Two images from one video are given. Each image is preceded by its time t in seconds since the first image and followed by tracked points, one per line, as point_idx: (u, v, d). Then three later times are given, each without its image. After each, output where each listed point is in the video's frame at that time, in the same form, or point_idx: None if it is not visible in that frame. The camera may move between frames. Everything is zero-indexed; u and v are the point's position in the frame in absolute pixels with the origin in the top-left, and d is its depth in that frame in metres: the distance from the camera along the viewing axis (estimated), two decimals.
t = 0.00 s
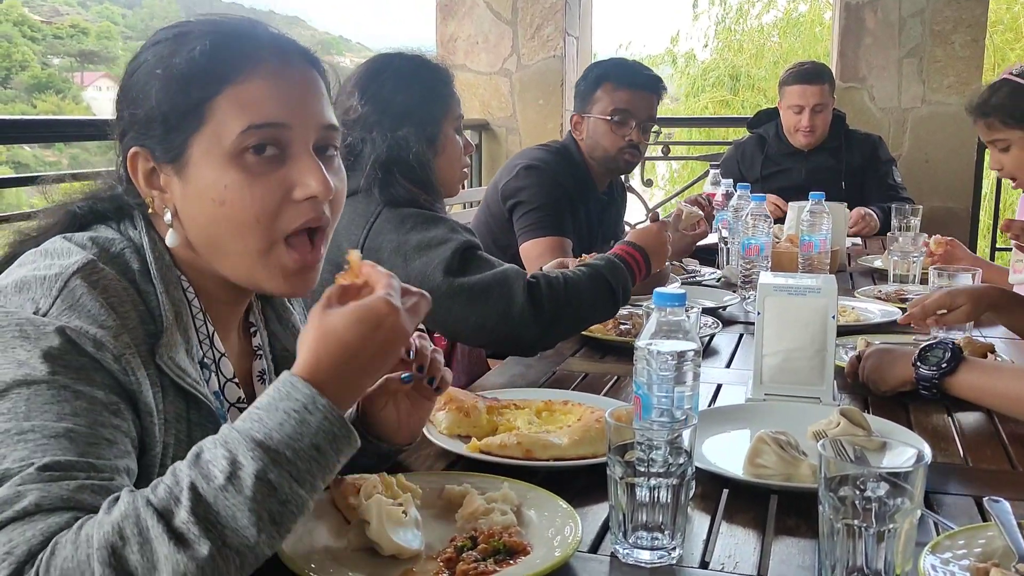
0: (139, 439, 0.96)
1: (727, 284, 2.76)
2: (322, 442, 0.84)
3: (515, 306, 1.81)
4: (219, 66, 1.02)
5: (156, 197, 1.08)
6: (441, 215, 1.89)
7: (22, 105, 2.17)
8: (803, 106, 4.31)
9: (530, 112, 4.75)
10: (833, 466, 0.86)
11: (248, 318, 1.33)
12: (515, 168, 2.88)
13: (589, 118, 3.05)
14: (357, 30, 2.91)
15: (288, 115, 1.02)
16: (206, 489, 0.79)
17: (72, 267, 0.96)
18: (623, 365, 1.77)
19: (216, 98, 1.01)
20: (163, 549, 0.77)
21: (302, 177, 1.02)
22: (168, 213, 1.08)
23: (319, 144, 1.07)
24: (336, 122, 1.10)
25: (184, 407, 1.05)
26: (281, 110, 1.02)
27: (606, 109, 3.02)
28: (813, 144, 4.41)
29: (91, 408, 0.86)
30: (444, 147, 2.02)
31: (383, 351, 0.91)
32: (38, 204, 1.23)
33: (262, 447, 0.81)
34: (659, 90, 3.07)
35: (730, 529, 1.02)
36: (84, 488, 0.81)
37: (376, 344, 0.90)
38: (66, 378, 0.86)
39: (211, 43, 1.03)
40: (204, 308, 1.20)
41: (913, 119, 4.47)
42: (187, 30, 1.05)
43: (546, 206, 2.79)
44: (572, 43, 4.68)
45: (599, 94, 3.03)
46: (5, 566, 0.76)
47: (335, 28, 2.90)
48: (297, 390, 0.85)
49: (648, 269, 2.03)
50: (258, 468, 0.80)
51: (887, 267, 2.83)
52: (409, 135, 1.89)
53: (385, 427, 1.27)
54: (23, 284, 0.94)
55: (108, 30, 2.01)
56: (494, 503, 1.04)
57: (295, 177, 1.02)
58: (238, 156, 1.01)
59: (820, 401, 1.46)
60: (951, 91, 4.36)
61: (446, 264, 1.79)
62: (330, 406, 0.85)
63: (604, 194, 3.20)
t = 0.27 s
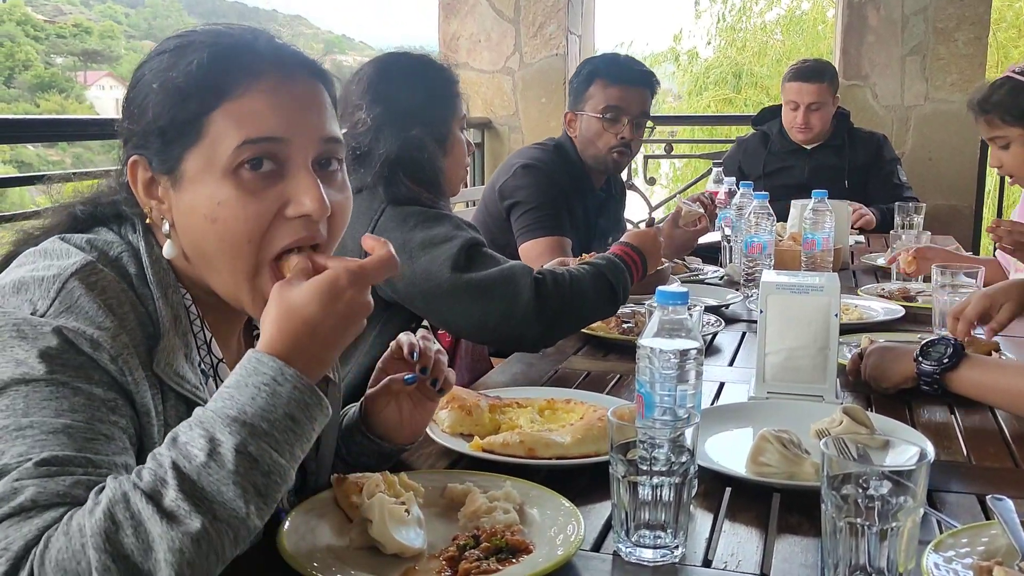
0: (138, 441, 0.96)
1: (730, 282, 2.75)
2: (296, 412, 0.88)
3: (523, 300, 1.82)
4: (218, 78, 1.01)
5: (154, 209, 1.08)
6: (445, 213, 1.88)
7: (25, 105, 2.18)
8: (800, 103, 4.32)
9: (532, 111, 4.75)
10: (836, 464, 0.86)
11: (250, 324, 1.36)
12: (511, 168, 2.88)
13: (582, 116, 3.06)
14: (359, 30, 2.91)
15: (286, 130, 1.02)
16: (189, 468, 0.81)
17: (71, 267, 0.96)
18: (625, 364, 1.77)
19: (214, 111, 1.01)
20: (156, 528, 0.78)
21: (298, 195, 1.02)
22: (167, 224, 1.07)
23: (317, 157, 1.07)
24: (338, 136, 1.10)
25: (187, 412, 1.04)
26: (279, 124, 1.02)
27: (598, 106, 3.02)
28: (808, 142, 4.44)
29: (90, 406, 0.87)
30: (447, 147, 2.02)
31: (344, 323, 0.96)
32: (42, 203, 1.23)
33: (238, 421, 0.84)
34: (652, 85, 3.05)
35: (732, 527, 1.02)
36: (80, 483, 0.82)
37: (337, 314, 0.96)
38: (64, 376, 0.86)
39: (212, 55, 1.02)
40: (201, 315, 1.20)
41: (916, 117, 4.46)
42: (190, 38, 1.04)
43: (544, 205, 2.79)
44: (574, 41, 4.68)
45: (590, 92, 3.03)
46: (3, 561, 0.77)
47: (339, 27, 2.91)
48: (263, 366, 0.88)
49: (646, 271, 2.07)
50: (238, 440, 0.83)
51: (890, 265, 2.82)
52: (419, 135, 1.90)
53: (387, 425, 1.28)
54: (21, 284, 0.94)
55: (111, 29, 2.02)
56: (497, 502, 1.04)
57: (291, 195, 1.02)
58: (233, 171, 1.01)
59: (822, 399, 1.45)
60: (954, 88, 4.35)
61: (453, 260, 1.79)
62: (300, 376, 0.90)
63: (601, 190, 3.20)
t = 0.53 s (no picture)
0: (136, 441, 0.96)
1: (732, 281, 2.75)
2: (285, 399, 0.88)
3: (529, 296, 1.82)
4: (213, 84, 1.01)
5: (148, 210, 1.07)
6: (451, 212, 1.89)
7: (28, 105, 2.19)
8: (794, 101, 4.34)
9: (535, 110, 4.74)
10: (839, 464, 0.86)
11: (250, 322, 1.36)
12: (512, 168, 2.88)
13: (582, 115, 3.06)
14: (362, 29, 2.91)
15: (279, 141, 1.01)
16: (182, 458, 0.81)
17: (66, 268, 0.96)
18: (628, 363, 1.77)
19: (207, 118, 1.00)
20: (153, 519, 0.78)
21: (290, 205, 1.01)
22: (160, 226, 1.07)
23: (312, 170, 1.05)
24: (336, 148, 1.09)
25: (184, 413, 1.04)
26: (275, 134, 1.01)
27: (597, 105, 3.02)
28: (803, 142, 4.45)
29: (87, 405, 0.87)
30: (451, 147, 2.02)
31: (338, 322, 0.95)
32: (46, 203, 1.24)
33: (229, 410, 0.84)
34: (651, 85, 3.06)
35: (735, 527, 1.02)
36: (79, 480, 0.82)
37: (329, 308, 0.95)
38: (61, 375, 0.87)
39: (208, 61, 1.02)
40: (199, 316, 1.20)
41: (918, 116, 4.46)
42: (189, 43, 1.04)
43: (544, 205, 2.79)
44: (577, 41, 4.68)
45: (589, 92, 3.04)
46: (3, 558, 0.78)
47: (341, 26, 2.91)
48: (250, 355, 0.89)
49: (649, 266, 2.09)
50: (229, 429, 0.83)
51: (892, 264, 2.82)
52: (426, 134, 1.91)
53: (390, 425, 1.28)
54: (16, 286, 0.94)
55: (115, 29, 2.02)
56: (500, 501, 1.04)
57: (283, 206, 1.01)
58: (225, 177, 1.00)
59: (825, 399, 1.45)
60: (957, 88, 4.35)
61: (460, 258, 1.79)
62: (287, 364, 0.90)
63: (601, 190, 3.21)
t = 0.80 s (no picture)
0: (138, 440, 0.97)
1: (734, 282, 2.75)
2: (305, 416, 0.87)
3: (528, 301, 1.82)
4: (218, 85, 1.01)
5: (149, 206, 1.08)
6: (455, 213, 1.90)
7: (31, 105, 2.19)
8: (792, 101, 4.39)
9: (537, 111, 4.74)
10: (842, 465, 0.86)
11: (249, 318, 1.34)
12: (513, 169, 2.88)
13: (585, 116, 3.05)
14: (363, 30, 2.90)
15: (284, 140, 1.02)
16: (197, 472, 0.82)
17: (68, 269, 0.96)
18: (629, 363, 1.77)
19: (213, 118, 1.01)
20: (162, 533, 0.79)
21: (297, 202, 1.02)
22: (160, 222, 1.08)
23: (316, 166, 1.06)
24: (339, 144, 1.09)
25: (185, 411, 1.05)
26: (280, 132, 1.02)
27: (600, 106, 3.01)
28: (800, 140, 4.46)
29: (91, 408, 0.88)
30: (453, 147, 2.02)
31: (361, 337, 0.93)
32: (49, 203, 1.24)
33: (249, 425, 0.84)
34: (655, 88, 3.05)
35: (738, 527, 1.02)
36: (85, 484, 0.83)
37: (354, 322, 0.93)
38: (64, 378, 0.87)
39: (212, 62, 1.02)
40: (199, 312, 1.20)
41: (920, 117, 4.46)
42: (191, 40, 1.04)
43: (546, 206, 2.79)
44: (579, 41, 4.68)
45: (592, 93, 3.03)
46: (9, 563, 0.78)
47: (343, 26, 2.91)
48: (274, 369, 0.88)
49: (650, 253, 2.05)
50: (247, 444, 0.83)
51: (894, 265, 2.82)
52: (428, 134, 1.91)
53: (393, 424, 1.27)
54: (17, 287, 0.94)
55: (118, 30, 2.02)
56: (503, 502, 1.04)
57: (290, 202, 1.02)
58: (231, 176, 1.01)
59: (827, 399, 1.45)
60: (958, 88, 4.35)
61: (461, 261, 1.81)
62: (310, 380, 0.89)
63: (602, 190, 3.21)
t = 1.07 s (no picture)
0: (136, 442, 0.97)
1: (735, 283, 2.75)
2: (310, 423, 0.87)
3: (529, 301, 1.82)
4: (220, 80, 1.02)
5: (146, 203, 1.08)
6: (454, 214, 1.89)
7: (31, 105, 2.19)
8: (789, 103, 4.41)
9: (538, 111, 4.74)
10: (843, 467, 0.86)
11: (246, 316, 1.34)
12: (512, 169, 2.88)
13: (585, 117, 3.05)
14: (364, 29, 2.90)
15: (285, 133, 1.03)
16: (201, 477, 0.82)
17: (64, 269, 0.96)
18: (629, 365, 1.77)
19: (214, 113, 1.01)
20: (166, 538, 0.79)
21: (298, 196, 1.03)
22: (159, 219, 1.08)
23: (314, 160, 1.07)
24: (335, 138, 1.10)
25: (181, 410, 1.05)
26: (280, 126, 1.02)
27: (600, 107, 3.01)
28: (800, 142, 4.47)
29: (89, 410, 0.88)
30: (454, 148, 2.02)
31: (368, 342, 0.93)
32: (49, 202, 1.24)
33: (253, 431, 0.84)
34: (654, 88, 3.05)
35: (739, 530, 1.02)
36: (86, 487, 0.83)
37: (359, 327, 0.93)
38: (61, 380, 0.87)
39: (212, 58, 1.03)
40: (196, 310, 1.21)
41: (921, 118, 4.45)
42: (188, 37, 1.05)
43: (545, 206, 2.79)
44: (579, 41, 4.68)
45: (592, 94, 3.03)
46: (10, 566, 0.77)
47: (344, 26, 2.91)
48: (280, 376, 0.88)
49: (638, 241, 2.08)
50: (252, 450, 0.83)
51: (895, 266, 2.82)
52: (429, 134, 1.91)
53: (394, 425, 1.27)
54: (14, 288, 0.93)
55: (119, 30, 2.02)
56: (503, 503, 1.04)
57: (291, 195, 1.02)
58: (232, 170, 1.01)
59: (828, 401, 1.45)
60: (960, 89, 4.35)
61: (460, 261, 1.80)
62: (317, 388, 0.89)
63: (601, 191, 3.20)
